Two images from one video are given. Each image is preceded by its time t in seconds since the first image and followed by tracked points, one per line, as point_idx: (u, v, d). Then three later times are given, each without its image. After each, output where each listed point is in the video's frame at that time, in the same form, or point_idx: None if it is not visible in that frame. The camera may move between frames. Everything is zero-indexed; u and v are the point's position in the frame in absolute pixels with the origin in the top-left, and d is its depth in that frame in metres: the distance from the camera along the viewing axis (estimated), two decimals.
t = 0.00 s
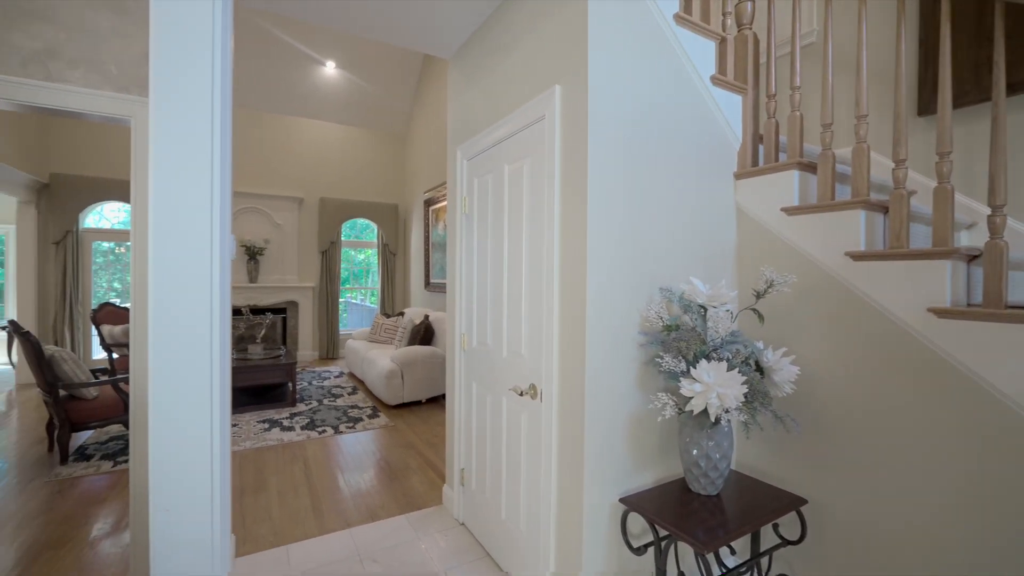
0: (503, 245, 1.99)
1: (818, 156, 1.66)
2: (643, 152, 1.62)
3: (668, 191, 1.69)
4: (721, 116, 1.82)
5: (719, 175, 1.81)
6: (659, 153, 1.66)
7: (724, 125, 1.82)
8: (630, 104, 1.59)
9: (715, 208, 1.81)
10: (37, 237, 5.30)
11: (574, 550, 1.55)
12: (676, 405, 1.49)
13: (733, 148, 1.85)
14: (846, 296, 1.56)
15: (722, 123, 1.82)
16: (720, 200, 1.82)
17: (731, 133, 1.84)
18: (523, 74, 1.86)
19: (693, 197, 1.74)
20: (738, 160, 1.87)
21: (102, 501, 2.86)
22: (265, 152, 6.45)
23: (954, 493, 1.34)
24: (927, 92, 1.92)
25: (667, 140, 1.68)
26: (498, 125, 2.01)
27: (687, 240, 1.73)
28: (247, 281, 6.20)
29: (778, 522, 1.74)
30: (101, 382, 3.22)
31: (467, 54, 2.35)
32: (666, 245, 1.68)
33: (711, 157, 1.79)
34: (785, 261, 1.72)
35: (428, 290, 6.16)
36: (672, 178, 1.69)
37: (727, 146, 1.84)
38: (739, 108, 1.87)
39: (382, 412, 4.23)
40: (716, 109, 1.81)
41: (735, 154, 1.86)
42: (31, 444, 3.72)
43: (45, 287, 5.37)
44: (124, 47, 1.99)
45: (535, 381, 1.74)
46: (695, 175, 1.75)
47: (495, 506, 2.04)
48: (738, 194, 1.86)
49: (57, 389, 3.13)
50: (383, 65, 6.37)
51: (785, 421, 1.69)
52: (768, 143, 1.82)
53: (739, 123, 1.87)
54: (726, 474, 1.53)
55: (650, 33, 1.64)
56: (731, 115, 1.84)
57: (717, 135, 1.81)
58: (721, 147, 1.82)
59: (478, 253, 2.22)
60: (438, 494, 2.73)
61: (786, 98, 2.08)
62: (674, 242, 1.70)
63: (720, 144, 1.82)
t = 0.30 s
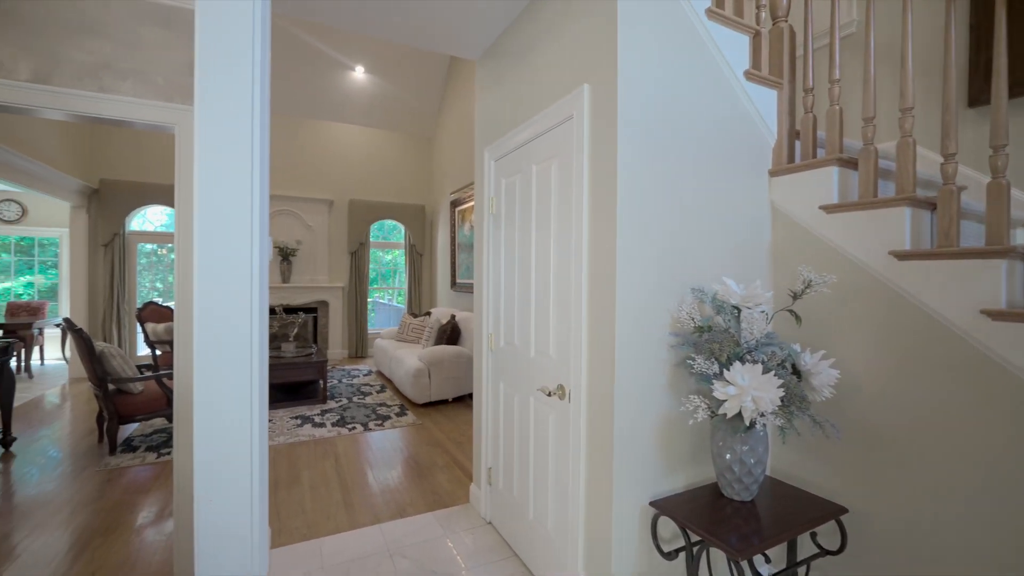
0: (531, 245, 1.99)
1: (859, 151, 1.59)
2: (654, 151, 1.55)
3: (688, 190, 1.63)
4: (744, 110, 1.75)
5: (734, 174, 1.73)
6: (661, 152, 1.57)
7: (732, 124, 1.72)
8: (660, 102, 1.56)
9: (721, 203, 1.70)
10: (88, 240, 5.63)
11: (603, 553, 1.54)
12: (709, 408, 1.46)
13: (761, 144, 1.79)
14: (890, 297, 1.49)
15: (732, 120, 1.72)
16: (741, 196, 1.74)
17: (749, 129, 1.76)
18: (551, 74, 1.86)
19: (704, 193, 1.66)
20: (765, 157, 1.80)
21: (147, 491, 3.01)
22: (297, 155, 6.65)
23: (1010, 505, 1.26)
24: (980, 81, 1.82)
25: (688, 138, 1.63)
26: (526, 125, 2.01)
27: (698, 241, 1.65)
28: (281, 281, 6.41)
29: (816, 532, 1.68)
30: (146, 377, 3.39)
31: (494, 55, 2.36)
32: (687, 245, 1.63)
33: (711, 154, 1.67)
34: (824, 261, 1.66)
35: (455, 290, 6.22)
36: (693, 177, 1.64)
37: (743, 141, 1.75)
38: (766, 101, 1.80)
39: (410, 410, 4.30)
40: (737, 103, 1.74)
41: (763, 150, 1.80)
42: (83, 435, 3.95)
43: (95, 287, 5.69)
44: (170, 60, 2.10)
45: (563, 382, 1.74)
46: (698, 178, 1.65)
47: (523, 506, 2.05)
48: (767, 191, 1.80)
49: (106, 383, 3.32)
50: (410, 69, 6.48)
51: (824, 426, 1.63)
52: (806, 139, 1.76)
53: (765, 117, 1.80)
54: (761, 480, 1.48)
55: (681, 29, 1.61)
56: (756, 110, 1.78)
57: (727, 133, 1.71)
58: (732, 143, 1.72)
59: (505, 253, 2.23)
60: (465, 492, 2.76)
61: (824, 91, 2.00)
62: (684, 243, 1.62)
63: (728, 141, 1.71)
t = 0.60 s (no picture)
0: (559, 247, 2.00)
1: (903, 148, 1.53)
2: (686, 151, 1.53)
3: (721, 190, 1.60)
4: (752, 104, 1.65)
5: (742, 171, 1.63)
6: (693, 152, 1.55)
7: (738, 120, 1.63)
8: (692, 102, 1.54)
9: (725, 203, 1.61)
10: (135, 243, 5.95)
11: (634, 556, 1.53)
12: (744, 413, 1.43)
13: (774, 139, 1.69)
14: (936, 299, 1.43)
15: (737, 116, 1.62)
16: (752, 194, 1.65)
17: (758, 123, 1.66)
18: (580, 75, 1.86)
19: (721, 192, 1.60)
20: (782, 153, 1.70)
21: (189, 482, 3.16)
22: (328, 159, 6.84)
23: None
24: None
25: (721, 138, 1.60)
26: (555, 127, 2.02)
27: (731, 242, 1.61)
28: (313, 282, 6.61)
29: (857, 543, 1.62)
30: (188, 373, 3.56)
31: (523, 56, 2.37)
32: (719, 246, 1.60)
33: (710, 150, 1.58)
34: (865, 262, 1.60)
35: (481, 291, 6.27)
36: (726, 176, 1.61)
37: (752, 137, 1.65)
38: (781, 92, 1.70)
39: (438, 409, 4.36)
40: (745, 96, 1.64)
41: (779, 145, 1.70)
42: (131, 428, 4.18)
43: (141, 288, 6.01)
44: (214, 71, 2.21)
45: (593, 384, 1.74)
46: (698, 177, 1.56)
47: (551, 507, 2.05)
48: (784, 188, 1.71)
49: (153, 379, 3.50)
50: (438, 73, 6.58)
51: (865, 434, 1.57)
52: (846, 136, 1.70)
53: (784, 110, 1.71)
54: (799, 488, 1.44)
55: (714, 27, 1.59)
56: (770, 104, 1.69)
57: (732, 130, 1.62)
58: (739, 140, 1.63)
59: (534, 254, 2.24)
60: (493, 492, 2.79)
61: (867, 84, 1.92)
62: (717, 243, 1.59)
63: (733, 138, 1.62)
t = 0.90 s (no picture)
0: (588, 248, 2.00)
1: (951, 143, 1.47)
2: (718, 152, 1.51)
3: (756, 190, 1.57)
4: (752, 102, 1.56)
5: (742, 171, 1.55)
6: (726, 153, 1.52)
7: (737, 119, 1.54)
8: (724, 102, 1.52)
9: (738, 205, 1.54)
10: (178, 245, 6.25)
11: (664, 561, 1.51)
12: (779, 418, 1.40)
13: (775, 139, 1.59)
14: (988, 304, 1.37)
15: (737, 115, 1.54)
16: (754, 196, 1.57)
17: (771, 122, 1.59)
18: (610, 76, 1.86)
19: (739, 192, 1.54)
20: (786, 154, 1.61)
21: (230, 474, 3.31)
22: (358, 162, 7.01)
23: None
24: None
25: (755, 136, 1.57)
26: (583, 128, 2.03)
27: (766, 244, 1.58)
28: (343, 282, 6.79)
29: (900, 555, 1.56)
30: (228, 370, 3.72)
31: (552, 58, 2.38)
32: (754, 247, 1.57)
33: (721, 151, 1.52)
34: (909, 264, 1.54)
35: (507, 291, 6.30)
36: (761, 176, 1.58)
37: (753, 137, 1.57)
38: (783, 89, 1.61)
39: (465, 409, 4.41)
40: (746, 94, 1.55)
41: (784, 145, 1.61)
42: (175, 422, 4.40)
43: (184, 288, 6.31)
44: (255, 82, 2.31)
45: (622, 386, 1.73)
46: (709, 178, 1.50)
47: (579, 509, 2.05)
48: (791, 190, 1.62)
49: (195, 375, 3.67)
50: (464, 76, 6.64)
51: (910, 441, 1.51)
52: (889, 132, 1.63)
53: (792, 109, 1.62)
54: (837, 496, 1.40)
55: (748, 25, 1.56)
56: (774, 101, 1.60)
57: (744, 130, 1.55)
58: (739, 140, 1.54)
59: (562, 256, 2.25)
60: (521, 492, 2.81)
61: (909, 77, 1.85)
62: (751, 244, 1.56)
63: (755, 138, 1.57)
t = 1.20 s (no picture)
0: (615, 250, 2.00)
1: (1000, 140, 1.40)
2: (749, 153, 1.49)
3: (789, 190, 1.54)
4: (753, 102, 1.49)
5: (764, 172, 1.51)
6: (758, 153, 1.50)
7: (736, 121, 1.47)
8: (756, 102, 1.50)
9: (770, 206, 1.52)
10: (218, 247, 6.56)
11: (693, 566, 1.50)
12: (813, 424, 1.37)
13: (797, 140, 1.55)
14: None
15: (746, 115, 1.49)
16: (775, 198, 1.52)
17: (804, 121, 1.55)
18: (638, 77, 1.85)
19: (763, 193, 1.51)
20: (801, 155, 1.55)
21: (267, 468, 3.46)
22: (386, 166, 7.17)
23: None
24: None
25: (788, 136, 1.54)
26: (610, 130, 2.03)
27: (799, 246, 1.55)
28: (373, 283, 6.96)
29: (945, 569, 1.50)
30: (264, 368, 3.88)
31: (579, 59, 2.39)
32: (787, 249, 1.54)
33: (753, 151, 1.50)
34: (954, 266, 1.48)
35: (534, 292, 6.32)
36: (794, 176, 1.54)
37: (774, 137, 1.52)
38: (784, 89, 1.53)
39: (492, 409, 4.46)
40: (746, 94, 1.48)
41: (789, 146, 1.54)
42: (216, 417, 4.61)
43: (223, 288, 6.60)
44: (293, 92, 2.41)
45: (650, 388, 1.73)
46: (739, 179, 1.48)
47: (606, 511, 2.06)
48: (792, 189, 1.54)
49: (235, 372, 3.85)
50: (491, 78, 6.69)
51: (955, 451, 1.45)
52: (932, 128, 1.57)
53: (806, 109, 1.56)
54: (876, 506, 1.36)
55: (781, 22, 1.53)
56: (771, 103, 1.52)
57: (776, 130, 1.52)
58: (760, 141, 1.50)
59: (589, 258, 2.25)
60: (548, 493, 2.82)
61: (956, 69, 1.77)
62: (784, 245, 1.53)
63: (788, 137, 1.54)
